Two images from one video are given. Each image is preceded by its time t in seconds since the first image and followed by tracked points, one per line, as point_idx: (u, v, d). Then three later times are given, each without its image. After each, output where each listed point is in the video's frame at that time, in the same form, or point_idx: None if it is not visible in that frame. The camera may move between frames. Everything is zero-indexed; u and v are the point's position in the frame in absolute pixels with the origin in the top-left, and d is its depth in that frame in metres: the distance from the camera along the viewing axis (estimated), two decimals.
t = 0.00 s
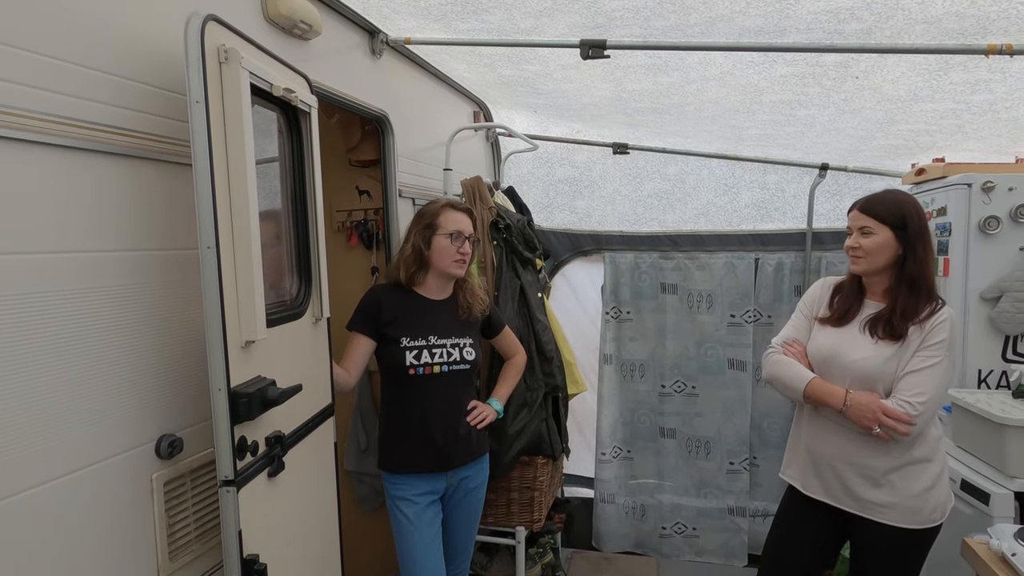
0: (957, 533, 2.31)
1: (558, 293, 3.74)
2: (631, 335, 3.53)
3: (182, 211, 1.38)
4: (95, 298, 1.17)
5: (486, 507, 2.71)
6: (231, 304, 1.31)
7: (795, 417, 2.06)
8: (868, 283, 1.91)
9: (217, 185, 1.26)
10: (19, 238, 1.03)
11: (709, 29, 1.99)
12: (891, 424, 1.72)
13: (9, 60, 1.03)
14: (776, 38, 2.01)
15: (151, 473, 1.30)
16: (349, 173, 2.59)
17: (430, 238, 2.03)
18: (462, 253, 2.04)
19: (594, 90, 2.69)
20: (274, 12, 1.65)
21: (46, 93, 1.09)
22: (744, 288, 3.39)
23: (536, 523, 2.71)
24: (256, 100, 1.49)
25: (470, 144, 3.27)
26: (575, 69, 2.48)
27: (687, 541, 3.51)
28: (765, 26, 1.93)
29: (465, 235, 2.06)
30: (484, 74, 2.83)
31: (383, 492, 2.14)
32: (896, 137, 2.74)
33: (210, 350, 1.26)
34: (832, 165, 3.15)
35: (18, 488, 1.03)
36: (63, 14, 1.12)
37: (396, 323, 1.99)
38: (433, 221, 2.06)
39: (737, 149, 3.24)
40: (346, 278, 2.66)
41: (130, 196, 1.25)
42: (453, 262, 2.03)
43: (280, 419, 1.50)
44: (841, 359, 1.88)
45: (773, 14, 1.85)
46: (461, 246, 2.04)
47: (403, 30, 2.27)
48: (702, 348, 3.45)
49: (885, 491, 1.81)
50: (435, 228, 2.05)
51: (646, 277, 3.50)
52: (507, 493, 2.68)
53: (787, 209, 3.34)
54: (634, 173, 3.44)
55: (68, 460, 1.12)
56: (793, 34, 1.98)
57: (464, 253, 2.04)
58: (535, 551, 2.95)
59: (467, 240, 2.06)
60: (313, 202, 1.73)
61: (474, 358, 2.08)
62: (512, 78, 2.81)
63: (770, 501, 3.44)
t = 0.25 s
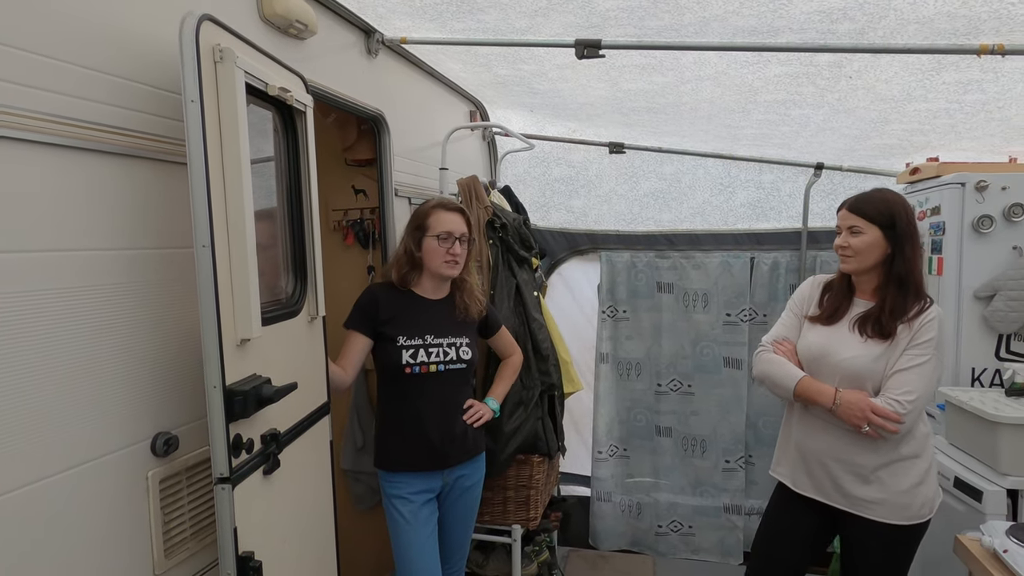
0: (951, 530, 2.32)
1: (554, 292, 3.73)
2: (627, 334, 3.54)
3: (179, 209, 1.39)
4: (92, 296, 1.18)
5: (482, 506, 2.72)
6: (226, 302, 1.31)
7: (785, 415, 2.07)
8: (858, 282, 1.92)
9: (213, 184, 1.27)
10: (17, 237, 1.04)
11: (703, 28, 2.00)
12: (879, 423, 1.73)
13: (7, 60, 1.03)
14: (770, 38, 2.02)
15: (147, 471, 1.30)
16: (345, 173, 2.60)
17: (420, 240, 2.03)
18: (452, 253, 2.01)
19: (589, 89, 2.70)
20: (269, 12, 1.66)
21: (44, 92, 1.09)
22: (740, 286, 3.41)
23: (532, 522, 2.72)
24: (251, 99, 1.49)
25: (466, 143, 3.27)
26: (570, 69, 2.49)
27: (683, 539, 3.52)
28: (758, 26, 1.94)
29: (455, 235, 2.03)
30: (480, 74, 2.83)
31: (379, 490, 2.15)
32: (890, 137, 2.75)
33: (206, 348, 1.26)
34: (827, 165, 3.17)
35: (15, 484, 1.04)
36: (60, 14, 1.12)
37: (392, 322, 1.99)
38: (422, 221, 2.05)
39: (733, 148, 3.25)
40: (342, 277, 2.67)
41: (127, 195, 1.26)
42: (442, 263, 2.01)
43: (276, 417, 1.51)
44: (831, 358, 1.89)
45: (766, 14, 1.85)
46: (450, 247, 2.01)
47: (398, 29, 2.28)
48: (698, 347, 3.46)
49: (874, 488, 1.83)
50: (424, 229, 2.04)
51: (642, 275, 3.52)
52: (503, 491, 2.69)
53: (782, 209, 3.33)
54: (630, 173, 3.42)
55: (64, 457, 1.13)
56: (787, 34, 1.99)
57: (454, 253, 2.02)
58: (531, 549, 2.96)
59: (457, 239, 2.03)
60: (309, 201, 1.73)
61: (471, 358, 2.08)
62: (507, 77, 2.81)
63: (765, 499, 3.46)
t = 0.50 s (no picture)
0: (944, 527, 2.33)
1: (550, 292, 3.73)
2: (623, 332, 3.55)
3: (173, 208, 1.39)
4: (86, 295, 1.18)
5: (478, 505, 2.73)
6: (221, 301, 1.31)
7: (775, 413, 2.07)
8: (846, 280, 1.93)
9: (207, 184, 1.27)
10: (11, 236, 1.04)
11: (697, 28, 2.00)
12: (869, 422, 1.74)
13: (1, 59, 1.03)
14: (764, 37, 2.03)
15: (141, 470, 1.30)
16: (340, 172, 2.59)
17: (413, 240, 2.03)
18: (444, 253, 2.00)
19: (585, 89, 2.71)
20: (263, 11, 1.66)
21: (38, 91, 1.09)
22: (735, 285, 3.41)
23: (528, 521, 2.71)
24: (246, 98, 1.49)
25: (462, 142, 3.28)
26: (566, 68, 2.49)
27: (679, 538, 3.53)
28: (752, 26, 1.94)
29: (446, 235, 2.02)
30: (475, 73, 2.84)
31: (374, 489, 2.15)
32: (885, 136, 2.76)
33: (200, 348, 1.27)
34: (822, 164, 3.18)
35: (8, 483, 1.04)
36: (54, 14, 1.12)
37: (388, 321, 1.99)
38: (415, 222, 2.05)
39: (728, 147, 3.26)
40: (338, 276, 2.67)
41: (121, 195, 1.26)
42: (434, 264, 2.00)
43: (270, 416, 1.51)
44: (821, 357, 1.90)
45: (760, 13, 1.86)
46: (441, 248, 2.00)
47: (394, 29, 2.28)
48: (694, 346, 3.47)
49: (863, 485, 1.83)
50: (417, 229, 2.04)
51: (638, 275, 3.53)
52: (499, 491, 2.69)
53: (777, 208, 3.34)
54: (625, 172, 3.42)
55: (58, 456, 1.13)
56: (780, 33, 1.99)
57: (446, 254, 2.01)
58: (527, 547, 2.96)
59: (449, 240, 2.02)
60: (303, 200, 1.73)
61: (467, 357, 2.08)
62: (503, 77, 2.82)
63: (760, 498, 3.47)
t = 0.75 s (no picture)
0: (940, 526, 2.34)
1: (547, 292, 3.74)
2: (620, 332, 3.54)
3: (167, 208, 1.38)
4: (79, 295, 1.18)
5: (474, 505, 2.72)
6: (214, 302, 1.31)
7: (767, 413, 2.07)
8: (838, 280, 1.93)
9: (201, 183, 1.26)
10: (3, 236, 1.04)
11: (693, 28, 2.00)
12: (863, 421, 1.75)
13: None
14: (759, 37, 2.03)
15: (134, 471, 1.30)
16: (337, 173, 2.59)
17: (408, 241, 2.03)
18: (438, 255, 2.00)
19: (581, 88, 2.71)
20: (258, 10, 1.65)
21: (31, 90, 1.09)
22: (732, 285, 3.41)
23: (524, 521, 2.72)
24: (240, 98, 1.49)
25: (458, 142, 3.27)
26: (562, 68, 2.49)
27: (675, 537, 3.53)
28: (747, 25, 1.94)
29: (441, 237, 2.01)
30: (471, 73, 2.83)
31: (369, 489, 2.14)
32: (880, 136, 2.76)
33: (194, 348, 1.26)
34: (818, 164, 3.18)
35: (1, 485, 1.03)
36: (46, 12, 1.11)
37: (383, 321, 1.99)
38: (410, 223, 2.05)
39: (724, 147, 3.25)
40: (334, 276, 2.66)
41: (115, 194, 1.25)
42: (429, 266, 2.00)
43: (265, 417, 1.51)
44: (813, 356, 1.90)
45: (756, 13, 1.86)
46: (436, 249, 2.00)
47: (389, 28, 2.28)
48: (690, 346, 3.47)
49: (856, 484, 1.84)
50: (412, 230, 2.03)
51: (634, 275, 3.51)
52: (496, 491, 2.69)
53: (773, 208, 3.37)
54: (622, 173, 3.45)
55: (51, 457, 1.12)
56: (776, 34, 1.99)
57: (441, 255, 2.00)
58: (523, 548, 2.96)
59: (443, 241, 2.02)
60: (298, 200, 1.72)
61: (463, 357, 2.07)
62: (499, 76, 2.81)
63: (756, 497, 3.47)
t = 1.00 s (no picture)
0: (935, 526, 2.34)
1: (543, 292, 3.72)
2: (616, 332, 3.54)
3: (160, 207, 1.37)
4: (72, 294, 1.17)
5: (470, 505, 2.72)
6: (208, 301, 1.30)
7: (762, 412, 2.07)
8: (834, 279, 1.93)
9: (195, 182, 1.25)
10: None
11: (689, 27, 2.00)
12: (859, 420, 1.74)
13: None
14: (756, 36, 2.02)
15: (128, 471, 1.29)
16: (332, 172, 2.59)
17: (404, 241, 2.03)
18: (434, 255, 1.99)
19: (577, 88, 2.70)
20: (253, 9, 1.64)
21: (23, 88, 1.08)
22: (728, 285, 3.42)
23: (521, 521, 2.71)
24: (235, 96, 1.48)
25: (454, 142, 3.27)
26: (558, 67, 2.49)
27: (672, 537, 3.53)
28: (744, 25, 1.94)
29: (437, 237, 2.01)
30: (468, 72, 2.83)
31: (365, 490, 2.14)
32: (876, 136, 2.77)
33: (187, 348, 1.25)
34: (814, 164, 3.18)
35: None
36: (39, 10, 1.11)
37: (380, 319, 1.98)
38: (406, 223, 2.04)
39: (721, 147, 3.23)
40: (329, 276, 2.65)
41: (108, 193, 1.24)
42: (425, 266, 1.99)
43: (260, 417, 1.50)
44: (810, 355, 1.90)
45: (752, 12, 1.86)
46: (431, 250, 1.99)
47: (385, 27, 2.27)
48: (686, 345, 3.47)
49: (851, 483, 1.84)
50: (408, 230, 2.03)
51: (631, 275, 3.52)
52: (492, 491, 2.68)
53: (770, 208, 3.34)
54: (618, 172, 3.43)
55: (43, 458, 1.11)
56: (772, 33, 1.99)
57: (436, 256, 2.00)
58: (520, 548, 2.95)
59: (439, 241, 2.01)
60: (293, 199, 1.72)
61: (459, 357, 2.06)
62: (495, 76, 2.81)
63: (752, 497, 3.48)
